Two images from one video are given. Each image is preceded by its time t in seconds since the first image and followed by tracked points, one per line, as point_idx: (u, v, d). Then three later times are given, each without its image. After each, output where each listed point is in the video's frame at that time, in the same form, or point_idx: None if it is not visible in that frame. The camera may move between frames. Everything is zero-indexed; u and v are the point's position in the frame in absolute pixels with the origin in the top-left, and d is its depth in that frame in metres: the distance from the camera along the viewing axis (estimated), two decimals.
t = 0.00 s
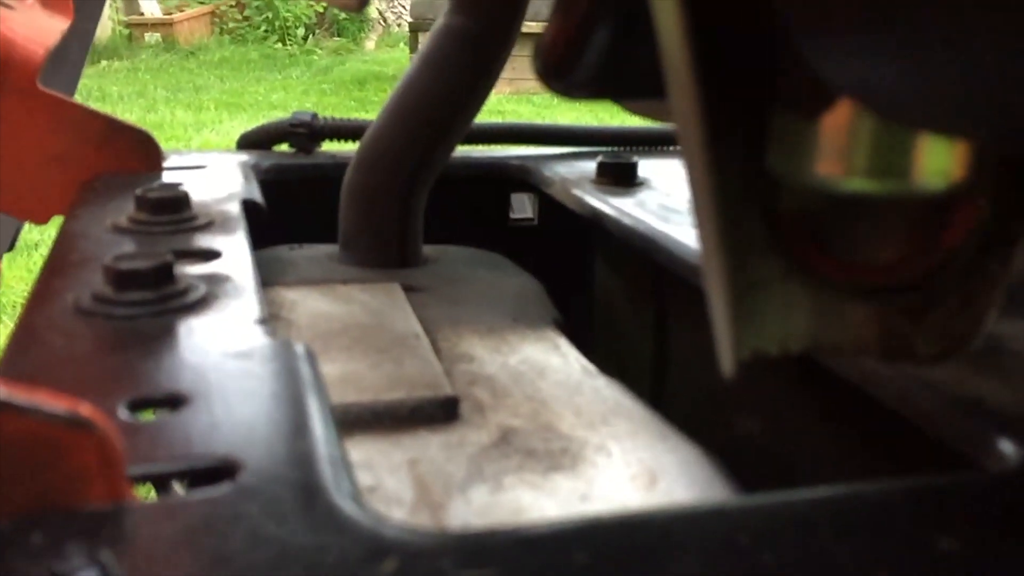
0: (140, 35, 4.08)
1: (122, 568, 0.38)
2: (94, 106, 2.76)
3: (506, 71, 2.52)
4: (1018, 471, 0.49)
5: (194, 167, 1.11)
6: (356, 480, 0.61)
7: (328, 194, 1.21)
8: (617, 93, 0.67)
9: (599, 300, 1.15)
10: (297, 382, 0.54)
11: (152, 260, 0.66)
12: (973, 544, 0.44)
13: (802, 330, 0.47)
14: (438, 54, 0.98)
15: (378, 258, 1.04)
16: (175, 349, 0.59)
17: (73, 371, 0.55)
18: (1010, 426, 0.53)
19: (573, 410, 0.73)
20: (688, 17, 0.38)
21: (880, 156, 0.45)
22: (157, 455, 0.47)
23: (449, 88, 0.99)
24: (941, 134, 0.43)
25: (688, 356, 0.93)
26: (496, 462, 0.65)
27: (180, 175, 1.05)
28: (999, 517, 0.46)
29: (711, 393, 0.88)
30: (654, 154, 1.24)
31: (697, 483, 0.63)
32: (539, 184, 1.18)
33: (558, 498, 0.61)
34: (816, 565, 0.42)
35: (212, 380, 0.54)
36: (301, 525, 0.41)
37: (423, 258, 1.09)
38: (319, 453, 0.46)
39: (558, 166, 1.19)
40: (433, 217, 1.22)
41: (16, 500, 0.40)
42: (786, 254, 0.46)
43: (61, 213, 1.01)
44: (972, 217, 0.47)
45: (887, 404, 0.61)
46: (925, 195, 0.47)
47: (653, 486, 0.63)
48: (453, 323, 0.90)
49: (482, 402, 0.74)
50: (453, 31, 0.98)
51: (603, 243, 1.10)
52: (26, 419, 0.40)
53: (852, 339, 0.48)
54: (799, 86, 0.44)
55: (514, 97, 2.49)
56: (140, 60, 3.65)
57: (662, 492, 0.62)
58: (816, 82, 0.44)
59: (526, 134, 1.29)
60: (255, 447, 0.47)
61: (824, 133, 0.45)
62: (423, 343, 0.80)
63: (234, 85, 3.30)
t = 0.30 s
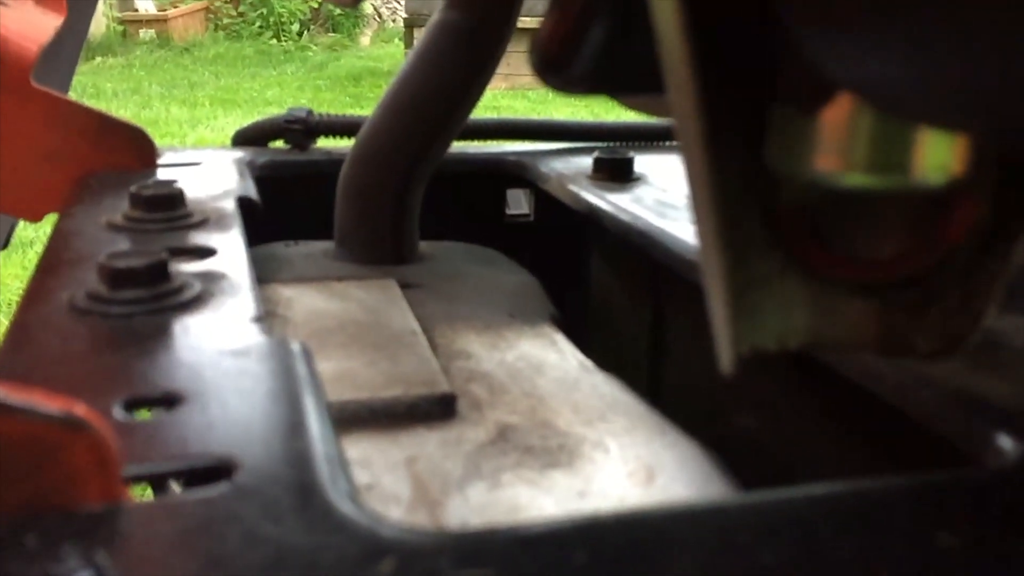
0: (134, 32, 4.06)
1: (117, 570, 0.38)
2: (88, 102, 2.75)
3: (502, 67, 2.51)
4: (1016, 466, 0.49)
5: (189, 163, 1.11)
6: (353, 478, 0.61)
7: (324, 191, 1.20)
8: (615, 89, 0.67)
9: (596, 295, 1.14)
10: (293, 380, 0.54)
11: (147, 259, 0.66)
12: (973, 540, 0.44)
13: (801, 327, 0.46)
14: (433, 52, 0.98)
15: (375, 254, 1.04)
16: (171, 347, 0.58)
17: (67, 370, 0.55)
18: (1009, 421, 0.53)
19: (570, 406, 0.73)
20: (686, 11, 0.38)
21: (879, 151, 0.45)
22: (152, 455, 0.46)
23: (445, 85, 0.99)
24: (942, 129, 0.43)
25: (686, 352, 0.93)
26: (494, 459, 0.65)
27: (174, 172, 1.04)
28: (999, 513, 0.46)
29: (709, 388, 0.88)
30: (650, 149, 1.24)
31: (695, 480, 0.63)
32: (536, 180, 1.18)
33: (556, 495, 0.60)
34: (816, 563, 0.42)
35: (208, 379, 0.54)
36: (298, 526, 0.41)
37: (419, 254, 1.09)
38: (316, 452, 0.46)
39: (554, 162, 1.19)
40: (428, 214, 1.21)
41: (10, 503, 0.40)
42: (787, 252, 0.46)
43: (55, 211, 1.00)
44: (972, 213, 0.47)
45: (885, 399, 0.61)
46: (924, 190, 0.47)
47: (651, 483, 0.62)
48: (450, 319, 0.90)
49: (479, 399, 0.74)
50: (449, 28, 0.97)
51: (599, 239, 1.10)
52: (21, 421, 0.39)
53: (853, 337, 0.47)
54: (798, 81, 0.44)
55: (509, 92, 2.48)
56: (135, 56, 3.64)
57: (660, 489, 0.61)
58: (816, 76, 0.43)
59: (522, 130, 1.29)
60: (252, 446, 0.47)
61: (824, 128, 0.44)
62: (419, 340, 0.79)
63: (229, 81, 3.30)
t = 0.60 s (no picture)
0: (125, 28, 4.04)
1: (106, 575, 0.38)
2: (79, 99, 2.74)
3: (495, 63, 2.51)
4: (1012, 464, 0.49)
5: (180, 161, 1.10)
6: (346, 479, 0.61)
7: (316, 188, 1.20)
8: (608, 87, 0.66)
9: (589, 292, 1.14)
10: (285, 380, 0.54)
11: (138, 258, 0.65)
12: (970, 540, 0.44)
13: (796, 324, 0.46)
14: (425, 48, 0.97)
15: (368, 252, 1.04)
16: (162, 348, 0.58)
17: (57, 372, 0.55)
18: (1005, 418, 0.53)
19: (564, 405, 0.73)
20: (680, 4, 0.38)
21: (872, 147, 0.44)
22: (143, 458, 0.46)
23: (437, 82, 0.98)
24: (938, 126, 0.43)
25: (680, 349, 0.93)
26: (488, 459, 0.64)
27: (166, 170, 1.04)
28: (996, 512, 0.46)
29: (703, 386, 0.87)
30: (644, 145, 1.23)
31: (690, 479, 0.62)
32: (529, 177, 1.17)
33: (550, 495, 0.60)
34: (811, 564, 0.42)
35: (199, 379, 0.54)
36: (290, 528, 0.41)
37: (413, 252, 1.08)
38: (308, 453, 0.46)
39: (548, 159, 1.18)
40: (422, 211, 1.21)
41: None
42: (781, 250, 0.45)
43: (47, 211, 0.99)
44: (967, 209, 0.47)
45: (881, 397, 0.60)
46: (919, 185, 0.46)
47: (645, 482, 0.62)
48: (443, 318, 0.89)
49: (473, 398, 0.73)
50: (439, 24, 0.97)
51: (593, 236, 1.10)
52: (7, 425, 0.39)
53: (847, 333, 0.47)
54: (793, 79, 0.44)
55: (502, 88, 2.47)
56: (127, 53, 3.63)
57: (655, 488, 0.61)
58: (811, 73, 0.43)
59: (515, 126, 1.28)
60: (243, 448, 0.46)
61: (816, 124, 0.44)
62: (412, 339, 0.79)
63: (221, 77, 3.28)
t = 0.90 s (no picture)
0: (117, 27, 4.03)
1: None
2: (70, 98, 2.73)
3: (489, 61, 2.50)
4: (1003, 462, 0.49)
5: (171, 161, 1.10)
6: (337, 480, 0.61)
7: (308, 188, 1.19)
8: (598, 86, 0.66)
9: (582, 291, 1.14)
10: (275, 381, 0.53)
11: (127, 259, 0.65)
12: (963, 539, 0.44)
13: (785, 323, 0.46)
14: (416, 47, 0.97)
15: (360, 251, 1.03)
16: (151, 349, 0.58)
17: (46, 374, 0.54)
18: (995, 417, 0.53)
19: (556, 405, 0.73)
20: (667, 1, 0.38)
21: (863, 148, 0.45)
22: (132, 460, 0.46)
23: (428, 81, 0.98)
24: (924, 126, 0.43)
25: (672, 348, 0.93)
26: (479, 459, 0.64)
27: (156, 170, 1.03)
28: (987, 510, 0.46)
29: (696, 385, 0.87)
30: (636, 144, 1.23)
31: (682, 478, 0.62)
32: (521, 176, 1.17)
33: (542, 495, 0.60)
34: (802, 563, 0.42)
35: (189, 381, 0.53)
36: (280, 530, 0.41)
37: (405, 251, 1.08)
38: (298, 455, 0.46)
39: (540, 157, 1.18)
40: (414, 210, 1.21)
41: None
42: (771, 249, 0.45)
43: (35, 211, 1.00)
44: (955, 209, 0.47)
45: (872, 396, 0.60)
46: (909, 185, 0.47)
47: (637, 482, 0.62)
48: (435, 317, 0.89)
49: (465, 398, 0.73)
50: (430, 23, 0.97)
51: (585, 234, 1.10)
52: None
53: (837, 334, 0.47)
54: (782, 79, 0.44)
55: (495, 86, 2.47)
56: (118, 52, 3.62)
57: (646, 488, 0.61)
58: (799, 70, 0.43)
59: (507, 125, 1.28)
60: (233, 450, 0.46)
61: (806, 125, 0.44)
62: (404, 339, 0.79)
63: (213, 76, 3.27)
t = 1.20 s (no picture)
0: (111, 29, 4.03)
1: None
2: (63, 100, 2.72)
3: (483, 63, 2.50)
4: (994, 462, 0.49)
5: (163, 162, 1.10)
6: (329, 481, 0.60)
7: (301, 189, 1.19)
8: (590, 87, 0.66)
9: (575, 293, 1.14)
10: (267, 382, 0.53)
11: (118, 260, 0.65)
12: (953, 539, 0.44)
13: (777, 322, 0.46)
14: (409, 49, 0.97)
15: (352, 253, 1.03)
16: (142, 349, 0.58)
17: (36, 375, 0.54)
18: (986, 417, 0.53)
19: (549, 406, 0.73)
20: None
21: (851, 146, 0.44)
22: (122, 461, 0.46)
23: (421, 82, 0.98)
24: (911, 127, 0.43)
25: (665, 350, 0.93)
26: (471, 460, 0.64)
27: (149, 171, 1.03)
28: (978, 510, 0.46)
29: (689, 386, 0.87)
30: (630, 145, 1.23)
31: (674, 478, 0.62)
32: (514, 177, 1.17)
33: (534, 496, 0.60)
34: (793, 563, 0.42)
35: (180, 381, 0.53)
36: (271, 531, 0.40)
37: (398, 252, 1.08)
38: (290, 455, 0.46)
39: (533, 159, 1.18)
40: (407, 211, 1.21)
41: None
42: (762, 248, 0.45)
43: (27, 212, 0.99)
44: (944, 209, 0.47)
45: (864, 396, 0.60)
46: (896, 184, 0.46)
47: (629, 482, 0.62)
48: (428, 318, 0.89)
49: (457, 399, 0.73)
50: (422, 24, 0.97)
51: (578, 236, 1.10)
52: None
53: (828, 332, 0.47)
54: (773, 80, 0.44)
55: (489, 87, 2.47)
56: (112, 54, 3.62)
57: (638, 488, 0.61)
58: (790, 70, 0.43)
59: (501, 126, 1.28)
60: (225, 451, 0.46)
61: (797, 121, 0.44)
62: (396, 340, 0.79)
63: (207, 78, 3.27)
